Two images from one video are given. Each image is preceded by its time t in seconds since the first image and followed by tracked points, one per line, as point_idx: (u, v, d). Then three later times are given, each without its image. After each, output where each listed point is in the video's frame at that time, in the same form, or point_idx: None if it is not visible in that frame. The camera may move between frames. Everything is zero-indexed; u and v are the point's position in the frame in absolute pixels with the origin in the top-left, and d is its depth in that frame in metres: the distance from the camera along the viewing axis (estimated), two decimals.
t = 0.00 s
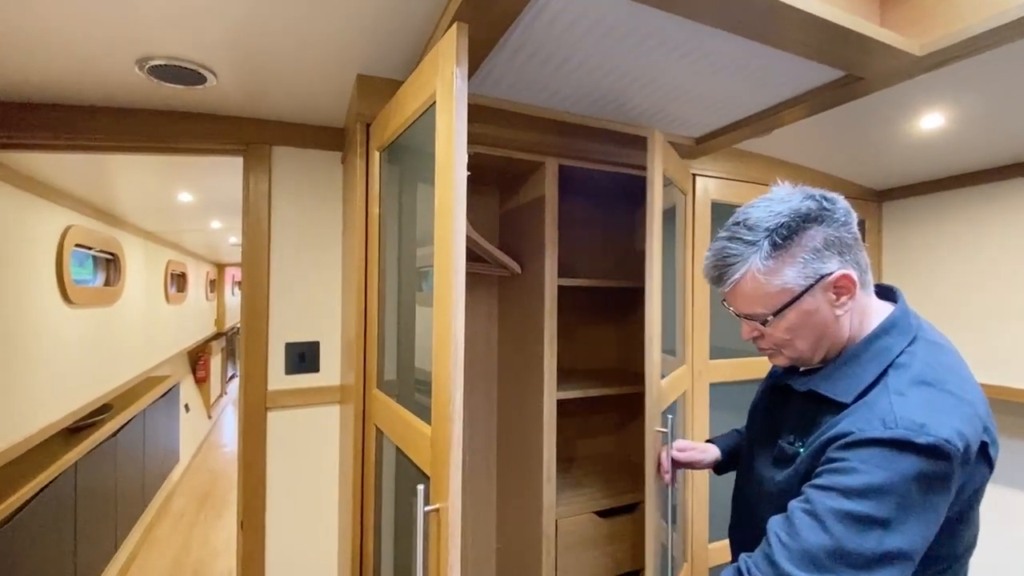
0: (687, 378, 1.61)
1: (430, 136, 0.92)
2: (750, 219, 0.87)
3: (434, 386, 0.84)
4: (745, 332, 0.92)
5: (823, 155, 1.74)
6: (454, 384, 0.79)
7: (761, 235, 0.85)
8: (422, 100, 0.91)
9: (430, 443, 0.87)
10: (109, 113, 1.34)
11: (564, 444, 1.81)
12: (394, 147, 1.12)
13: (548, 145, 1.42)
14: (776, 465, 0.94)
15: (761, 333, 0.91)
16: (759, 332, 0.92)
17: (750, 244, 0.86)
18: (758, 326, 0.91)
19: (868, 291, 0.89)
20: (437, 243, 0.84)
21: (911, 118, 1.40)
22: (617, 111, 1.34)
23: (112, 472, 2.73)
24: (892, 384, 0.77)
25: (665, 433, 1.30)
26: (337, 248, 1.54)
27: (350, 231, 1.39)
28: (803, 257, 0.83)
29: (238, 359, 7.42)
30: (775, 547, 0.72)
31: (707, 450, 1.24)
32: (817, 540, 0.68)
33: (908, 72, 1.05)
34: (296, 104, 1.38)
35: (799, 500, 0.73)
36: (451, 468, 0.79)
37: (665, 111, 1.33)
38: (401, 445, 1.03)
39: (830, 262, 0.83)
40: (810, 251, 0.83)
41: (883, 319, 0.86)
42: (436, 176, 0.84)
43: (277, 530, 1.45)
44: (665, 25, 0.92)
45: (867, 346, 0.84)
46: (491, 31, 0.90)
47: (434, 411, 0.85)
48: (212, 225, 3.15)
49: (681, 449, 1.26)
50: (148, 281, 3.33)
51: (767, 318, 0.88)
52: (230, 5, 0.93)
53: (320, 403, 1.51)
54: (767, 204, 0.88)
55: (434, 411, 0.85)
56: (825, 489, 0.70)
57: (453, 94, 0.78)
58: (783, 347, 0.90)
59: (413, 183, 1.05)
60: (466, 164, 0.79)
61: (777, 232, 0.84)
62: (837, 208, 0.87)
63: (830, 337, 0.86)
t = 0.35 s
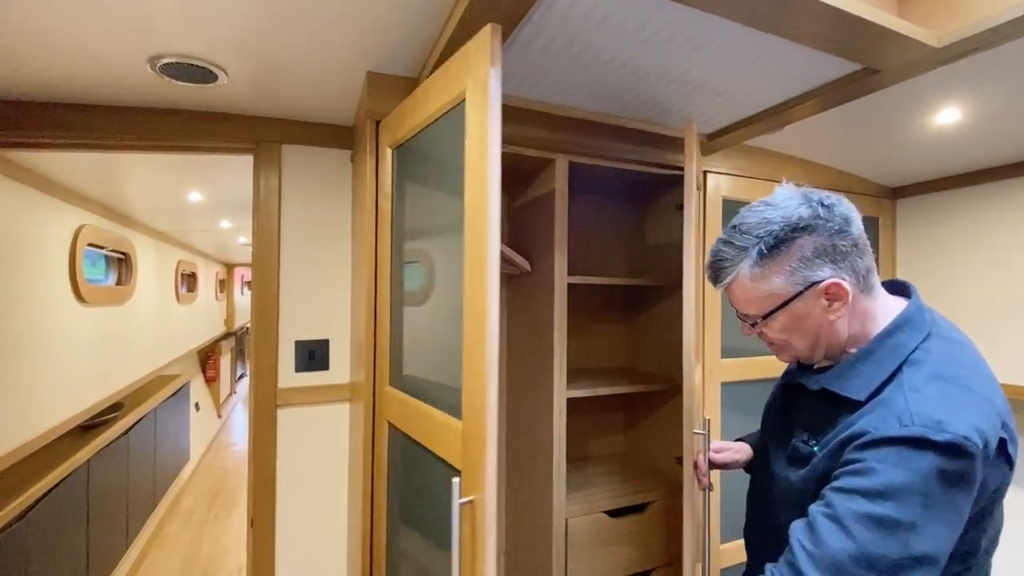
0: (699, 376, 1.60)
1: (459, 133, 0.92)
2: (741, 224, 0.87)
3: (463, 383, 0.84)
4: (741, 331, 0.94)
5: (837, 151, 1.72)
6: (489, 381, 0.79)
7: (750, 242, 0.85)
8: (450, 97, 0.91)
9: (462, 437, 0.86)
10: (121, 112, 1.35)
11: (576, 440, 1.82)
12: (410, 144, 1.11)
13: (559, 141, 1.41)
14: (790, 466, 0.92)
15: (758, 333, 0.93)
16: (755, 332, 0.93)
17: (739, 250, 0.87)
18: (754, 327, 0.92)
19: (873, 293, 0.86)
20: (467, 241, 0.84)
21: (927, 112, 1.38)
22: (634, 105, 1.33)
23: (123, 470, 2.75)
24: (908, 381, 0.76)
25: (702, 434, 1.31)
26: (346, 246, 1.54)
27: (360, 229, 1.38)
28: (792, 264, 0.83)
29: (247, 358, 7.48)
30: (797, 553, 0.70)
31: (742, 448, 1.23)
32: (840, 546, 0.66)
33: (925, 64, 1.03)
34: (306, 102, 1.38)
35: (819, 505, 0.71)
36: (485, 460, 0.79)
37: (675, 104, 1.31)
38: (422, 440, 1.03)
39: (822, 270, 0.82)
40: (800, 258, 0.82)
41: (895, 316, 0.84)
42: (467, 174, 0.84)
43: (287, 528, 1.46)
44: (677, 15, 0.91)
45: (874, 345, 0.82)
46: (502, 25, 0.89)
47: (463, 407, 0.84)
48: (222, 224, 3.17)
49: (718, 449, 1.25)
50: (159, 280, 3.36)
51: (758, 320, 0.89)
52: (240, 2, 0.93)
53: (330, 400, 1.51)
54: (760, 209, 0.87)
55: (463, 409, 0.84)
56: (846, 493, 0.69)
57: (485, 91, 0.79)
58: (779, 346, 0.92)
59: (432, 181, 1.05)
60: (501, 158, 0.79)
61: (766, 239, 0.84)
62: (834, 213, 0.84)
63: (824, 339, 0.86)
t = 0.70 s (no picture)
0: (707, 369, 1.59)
1: (532, 143, 1.05)
2: (734, 214, 0.88)
3: (546, 357, 1.00)
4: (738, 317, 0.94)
5: (844, 144, 1.71)
6: (580, 351, 0.96)
7: (738, 231, 0.86)
8: (528, 110, 1.02)
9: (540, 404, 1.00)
10: (127, 105, 1.36)
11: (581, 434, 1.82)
12: (440, 142, 1.16)
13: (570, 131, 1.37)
14: (792, 457, 0.91)
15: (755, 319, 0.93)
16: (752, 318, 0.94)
17: (728, 239, 0.88)
18: (750, 313, 0.93)
19: (869, 280, 0.83)
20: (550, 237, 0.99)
21: (934, 101, 1.37)
22: (657, 103, 1.41)
23: (128, 466, 2.75)
24: (909, 368, 0.75)
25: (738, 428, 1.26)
26: (350, 238, 1.54)
27: (364, 221, 1.38)
28: (779, 253, 0.83)
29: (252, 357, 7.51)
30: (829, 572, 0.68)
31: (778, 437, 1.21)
32: (867, 559, 0.65)
33: (933, 50, 1.02)
34: (311, 95, 1.38)
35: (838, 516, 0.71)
36: (577, 419, 0.95)
37: (680, 93, 1.31)
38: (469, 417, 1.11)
39: (810, 258, 0.81)
40: (787, 246, 0.82)
41: (895, 301, 0.83)
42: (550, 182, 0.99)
43: (292, 519, 1.46)
44: None
45: (871, 331, 0.81)
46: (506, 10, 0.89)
47: (547, 377, 1.00)
48: (227, 222, 3.19)
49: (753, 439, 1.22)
50: (165, 277, 3.38)
51: (751, 307, 0.90)
52: None
53: (335, 392, 1.51)
54: (752, 198, 0.86)
55: (547, 380, 1.00)
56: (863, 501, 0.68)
57: (577, 113, 0.95)
58: (777, 333, 0.91)
59: (472, 180, 1.14)
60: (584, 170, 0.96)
61: (754, 228, 0.84)
62: (824, 202, 0.82)
63: (818, 326, 0.85)
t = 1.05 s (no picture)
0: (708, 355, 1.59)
1: (553, 151, 1.25)
2: (731, 190, 0.88)
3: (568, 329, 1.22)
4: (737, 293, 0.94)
5: (845, 131, 1.70)
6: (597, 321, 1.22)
7: (735, 206, 0.86)
8: (557, 122, 1.22)
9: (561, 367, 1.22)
10: (129, 89, 1.36)
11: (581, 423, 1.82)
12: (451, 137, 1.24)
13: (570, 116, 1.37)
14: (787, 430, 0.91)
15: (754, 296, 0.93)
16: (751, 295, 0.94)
17: (726, 214, 0.88)
18: (749, 290, 0.93)
19: (865, 256, 0.83)
20: (576, 230, 1.22)
21: (936, 86, 1.36)
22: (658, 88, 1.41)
23: (130, 458, 2.76)
24: (901, 340, 0.75)
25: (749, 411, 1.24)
26: (352, 224, 1.54)
27: (365, 207, 1.38)
28: (775, 228, 0.83)
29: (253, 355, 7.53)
30: (807, 529, 0.71)
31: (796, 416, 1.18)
32: (843, 517, 0.67)
33: (935, 30, 1.02)
34: (311, 80, 1.38)
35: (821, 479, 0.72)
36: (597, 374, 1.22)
37: (682, 77, 1.30)
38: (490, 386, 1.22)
39: (806, 232, 0.81)
40: (782, 221, 0.82)
41: (893, 276, 0.83)
42: (574, 186, 1.22)
43: (293, 504, 1.46)
44: None
45: (868, 306, 0.81)
46: None
47: (573, 344, 1.22)
48: (228, 214, 3.19)
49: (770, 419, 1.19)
50: (166, 270, 3.38)
51: (749, 282, 0.90)
52: None
53: (337, 378, 1.51)
54: (749, 174, 0.87)
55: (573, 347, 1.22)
56: (845, 464, 0.69)
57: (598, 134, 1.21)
58: (775, 309, 0.91)
59: (490, 174, 1.26)
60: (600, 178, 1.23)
61: (750, 203, 0.84)
62: (818, 175, 0.82)
63: (815, 300, 0.85)
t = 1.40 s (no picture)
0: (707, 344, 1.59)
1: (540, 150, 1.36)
2: (736, 166, 0.89)
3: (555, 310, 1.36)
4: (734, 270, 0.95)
5: (844, 121, 1.70)
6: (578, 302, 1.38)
7: (738, 183, 0.87)
8: (544, 128, 1.34)
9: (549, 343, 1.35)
10: (128, 76, 1.36)
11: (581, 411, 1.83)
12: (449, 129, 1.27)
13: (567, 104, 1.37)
14: (776, 402, 0.93)
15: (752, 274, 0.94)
16: (749, 272, 0.95)
17: (729, 190, 0.89)
18: (746, 266, 0.94)
19: (863, 237, 0.84)
20: (560, 225, 1.36)
21: (935, 74, 1.36)
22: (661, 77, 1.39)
23: (130, 451, 2.76)
24: (887, 317, 0.76)
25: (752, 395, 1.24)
26: (351, 213, 1.54)
27: (364, 195, 1.38)
28: (775, 205, 0.83)
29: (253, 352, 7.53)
30: (757, 467, 0.78)
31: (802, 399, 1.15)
32: (793, 462, 0.73)
33: (934, 14, 1.02)
34: (310, 68, 1.38)
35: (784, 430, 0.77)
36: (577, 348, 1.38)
37: (681, 64, 1.30)
38: (486, 366, 1.29)
39: (804, 210, 0.81)
40: (783, 198, 0.82)
41: (888, 256, 0.83)
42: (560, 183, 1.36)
43: (293, 492, 1.46)
44: None
45: (860, 285, 0.82)
46: None
47: (558, 325, 1.36)
48: (226, 208, 3.18)
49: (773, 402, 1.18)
50: (165, 264, 3.38)
51: (747, 259, 0.91)
52: None
53: (336, 366, 1.51)
54: (755, 152, 0.87)
55: (558, 326, 1.36)
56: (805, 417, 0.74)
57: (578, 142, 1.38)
58: (772, 287, 0.92)
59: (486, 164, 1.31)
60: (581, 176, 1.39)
61: (753, 180, 0.85)
62: (823, 154, 0.82)
63: (810, 279, 0.86)
